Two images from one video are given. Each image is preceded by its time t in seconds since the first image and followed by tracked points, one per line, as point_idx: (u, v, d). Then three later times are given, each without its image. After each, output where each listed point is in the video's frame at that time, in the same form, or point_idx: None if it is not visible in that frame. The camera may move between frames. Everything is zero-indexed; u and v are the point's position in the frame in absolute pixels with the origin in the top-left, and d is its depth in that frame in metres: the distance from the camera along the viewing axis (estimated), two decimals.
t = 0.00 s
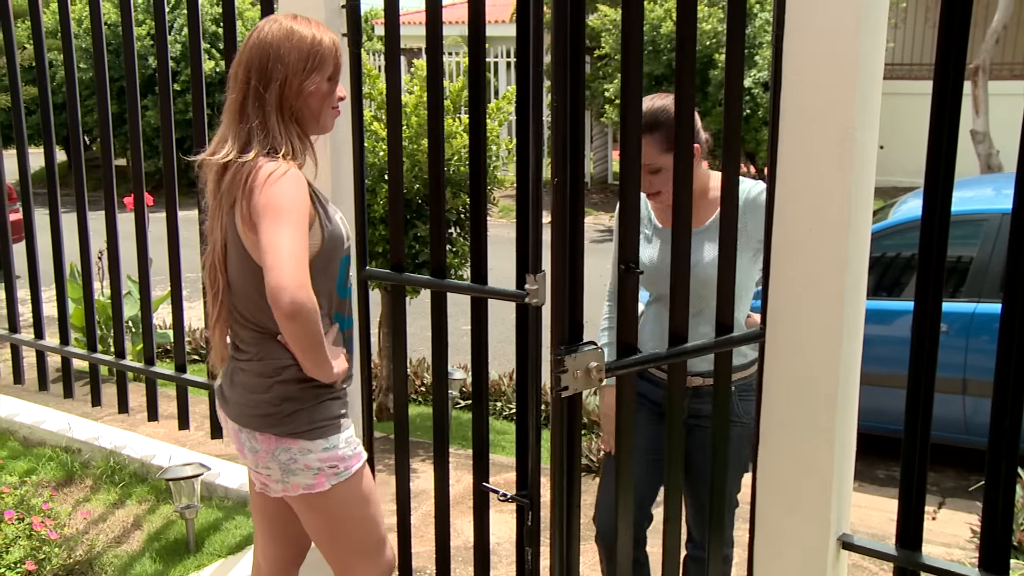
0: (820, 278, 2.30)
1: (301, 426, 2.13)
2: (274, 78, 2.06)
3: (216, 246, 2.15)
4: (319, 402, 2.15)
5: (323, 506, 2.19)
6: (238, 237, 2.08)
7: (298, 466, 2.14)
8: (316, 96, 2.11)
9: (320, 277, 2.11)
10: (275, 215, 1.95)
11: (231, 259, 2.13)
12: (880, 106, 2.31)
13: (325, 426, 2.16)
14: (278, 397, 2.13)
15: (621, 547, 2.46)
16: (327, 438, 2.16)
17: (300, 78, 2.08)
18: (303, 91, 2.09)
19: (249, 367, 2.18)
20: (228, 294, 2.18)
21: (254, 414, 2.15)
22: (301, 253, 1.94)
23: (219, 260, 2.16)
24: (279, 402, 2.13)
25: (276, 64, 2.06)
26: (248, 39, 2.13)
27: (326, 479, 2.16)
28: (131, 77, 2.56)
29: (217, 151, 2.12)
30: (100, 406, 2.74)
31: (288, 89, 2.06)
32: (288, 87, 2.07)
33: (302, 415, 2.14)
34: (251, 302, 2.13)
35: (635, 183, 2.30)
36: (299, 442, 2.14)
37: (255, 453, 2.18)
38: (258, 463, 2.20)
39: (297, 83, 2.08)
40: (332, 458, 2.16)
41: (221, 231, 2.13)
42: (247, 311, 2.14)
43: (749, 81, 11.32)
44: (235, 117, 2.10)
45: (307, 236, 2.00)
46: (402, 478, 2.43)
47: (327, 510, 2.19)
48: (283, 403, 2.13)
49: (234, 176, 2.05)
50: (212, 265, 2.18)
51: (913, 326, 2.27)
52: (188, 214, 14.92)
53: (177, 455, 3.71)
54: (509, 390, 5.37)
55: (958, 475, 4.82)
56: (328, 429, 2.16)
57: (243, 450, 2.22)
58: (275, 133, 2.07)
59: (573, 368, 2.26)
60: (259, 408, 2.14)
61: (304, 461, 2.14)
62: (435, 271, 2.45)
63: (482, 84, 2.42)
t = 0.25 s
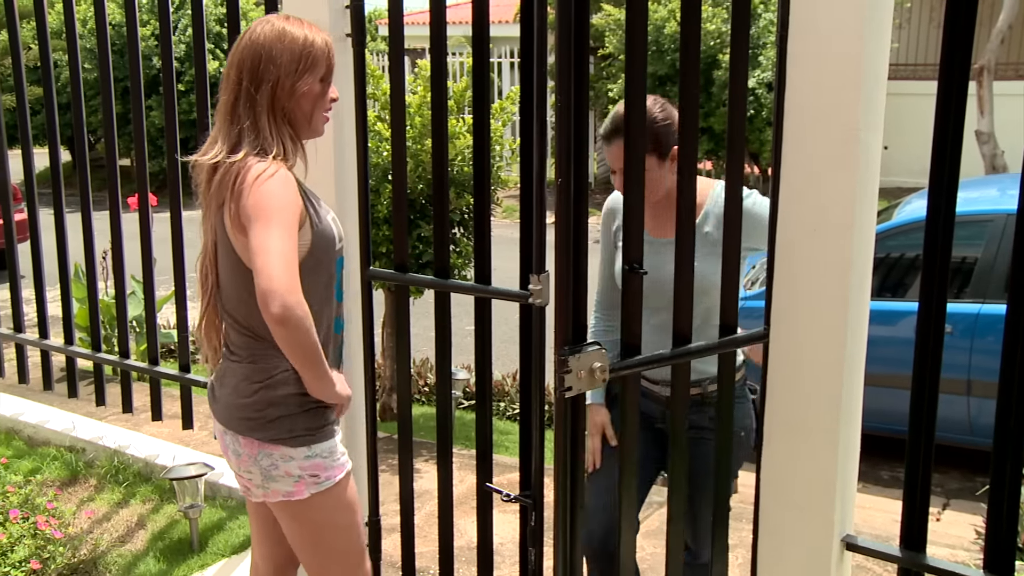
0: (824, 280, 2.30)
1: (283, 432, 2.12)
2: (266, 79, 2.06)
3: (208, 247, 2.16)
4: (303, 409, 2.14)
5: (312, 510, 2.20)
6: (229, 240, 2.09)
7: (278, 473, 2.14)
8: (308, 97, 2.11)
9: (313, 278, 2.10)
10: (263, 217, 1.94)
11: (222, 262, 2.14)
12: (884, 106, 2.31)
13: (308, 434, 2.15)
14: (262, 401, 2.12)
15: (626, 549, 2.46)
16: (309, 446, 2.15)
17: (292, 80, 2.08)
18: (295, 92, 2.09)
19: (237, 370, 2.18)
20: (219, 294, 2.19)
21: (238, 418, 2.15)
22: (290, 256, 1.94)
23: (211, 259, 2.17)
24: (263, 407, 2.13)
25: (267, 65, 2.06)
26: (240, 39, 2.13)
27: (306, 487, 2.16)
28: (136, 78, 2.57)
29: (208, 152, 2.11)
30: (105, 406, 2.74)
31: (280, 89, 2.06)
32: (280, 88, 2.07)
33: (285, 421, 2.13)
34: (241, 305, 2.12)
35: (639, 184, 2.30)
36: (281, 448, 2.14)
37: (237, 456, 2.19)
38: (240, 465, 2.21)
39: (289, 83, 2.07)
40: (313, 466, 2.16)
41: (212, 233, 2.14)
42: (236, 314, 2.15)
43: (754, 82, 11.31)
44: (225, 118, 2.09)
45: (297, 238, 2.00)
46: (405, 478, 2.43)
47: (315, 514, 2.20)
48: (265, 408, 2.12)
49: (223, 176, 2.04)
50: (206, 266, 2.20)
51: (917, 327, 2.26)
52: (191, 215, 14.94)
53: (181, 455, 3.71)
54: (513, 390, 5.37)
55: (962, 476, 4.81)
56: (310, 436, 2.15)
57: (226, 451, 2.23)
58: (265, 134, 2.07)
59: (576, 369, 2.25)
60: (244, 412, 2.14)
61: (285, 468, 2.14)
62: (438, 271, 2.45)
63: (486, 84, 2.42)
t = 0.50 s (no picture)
0: (836, 282, 2.29)
1: (264, 437, 2.13)
2: (257, 78, 2.04)
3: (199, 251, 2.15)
4: (285, 415, 2.14)
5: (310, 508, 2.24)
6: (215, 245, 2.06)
7: (251, 477, 2.15)
8: (299, 97, 2.09)
9: (311, 277, 2.10)
10: (253, 225, 1.90)
11: (211, 266, 2.11)
12: (897, 107, 2.30)
13: (288, 440, 2.14)
14: (244, 405, 2.13)
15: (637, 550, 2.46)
16: (287, 452, 2.15)
17: (284, 80, 2.06)
18: (287, 92, 2.07)
19: (226, 372, 2.19)
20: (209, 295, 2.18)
21: (221, 419, 2.17)
22: (286, 263, 1.90)
23: (201, 260, 2.16)
24: (246, 411, 2.14)
25: (257, 65, 2.03)
26: (227, 42, 2.10)
27: (276, 495, 2.16)
28: (149, 78, 2.58)
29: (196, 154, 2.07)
30: (117, 404, 2.75)
31: (271, 89, 2.04)
32: (271, 88, 2.06)
33: (267, 425, 2.14)
34: (231, 309, 2.12)
35: (651, 185, 2.30)
36: (258, 452, 2.14)
37: (216, 456, 2.21)
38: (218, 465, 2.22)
39: (280, 83, 2.06)
40: (286, 474, 2.15)
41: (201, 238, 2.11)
42: (225, 317, 2.15)
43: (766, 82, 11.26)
44: (214, 119, 2.06)
45: (290, 243, 1.96)
46: (416, 478, 2.43)
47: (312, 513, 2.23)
48: (248, 411, 2.13)
49: (211, 179, 2.00)
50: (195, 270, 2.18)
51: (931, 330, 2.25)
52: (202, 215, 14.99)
53: (193, 454, 3.71)
54: (524, 391, 5.37)
55: (976, 479, 4.78)
56: (287, 443, 2.15)
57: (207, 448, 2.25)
58: (255, 133, 2.04)
59: (588, 370, 2.24)
60: (228, 413, 2.16)
61: (258, 473, 2.14)
62: (450, 271, 2.45)
63: (497, 84, 2.42)
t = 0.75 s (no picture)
0: (866, 288, 2.27)
1: (248, 438, 2.06)
2: (278, 76, 1.97)
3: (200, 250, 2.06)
4: (270, 418, 2.06)
5: (304, 512, 2.16)
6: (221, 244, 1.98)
7: (235, 478, 2.08)
8: (319, 97, 2.02)
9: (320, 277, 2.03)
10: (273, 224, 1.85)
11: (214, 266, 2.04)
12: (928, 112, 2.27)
13: (272, 444, 2.06)
14: (233, 403, 2.08)
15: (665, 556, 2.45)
16: (270, 457, 2.06)
17: (303, 79, 1.99)
18: (307, 92, 2.00)
19: (221, 371, 2.13)
20: (207, 295, 2.10)
21: (211, 416, 2.12)
22: (313, 261, 1.85)
23: (203, 260, 2.07)
24: (234, 410, 2.08)
25: (277, 63, 1.97)
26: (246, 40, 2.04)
27: (258, 499, 2.07)
28: (180, 82, 2.60)
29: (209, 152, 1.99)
30: (146, 406, 2.77)
31: (291, 87, 1.97)
32: (291, 87, 1.99)
33: (252, 427, 2.06)
34: (229, 309, 2.05)
35: (680, 190, 2.29)
36: (242, 453, 2.07)
37: (205, 455, 2.16)
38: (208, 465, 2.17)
39: (301, 82, 1.99)
40: (269, 479, 2.06)
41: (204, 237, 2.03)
42: (221, 316, 2.08)
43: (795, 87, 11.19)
44: (230, 115, 1.99)
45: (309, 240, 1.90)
46: (443, 483, 2.43)
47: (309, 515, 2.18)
48: (233, 410, 2.08)
49: (222, 178, 1.92)
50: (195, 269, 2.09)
51: (962, 337, 2.23)
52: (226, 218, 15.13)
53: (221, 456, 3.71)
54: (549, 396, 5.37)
55: (1008, 490, 4.71)
56: (271, 446, 2.06)
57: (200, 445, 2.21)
58: (274, 132, 1.97)
59: (616, 375, 2.20)
60: (218, 410, 2.11)
61: (242, 474, 2.07)
62: (477, 276, 2.45)
63: (525, 89, 2.42)
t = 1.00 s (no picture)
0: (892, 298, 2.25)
1: (280, 444, 2.07)
2: (317, 81, 1.99)
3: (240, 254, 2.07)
4: (302, 426, 2.06)
5: (332, 521, 2.14)
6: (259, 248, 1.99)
7: (265, 483, 2.09)
8: (359, 101, 2.03)
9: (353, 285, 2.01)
10: (298, 226, 1.84)
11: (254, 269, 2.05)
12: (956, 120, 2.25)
13: (303, 452, 2.06)
14: (265, 409, 2.09)
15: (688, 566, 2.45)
16: (300, 464, 2.06)
17: (342, 82, 2.00)
18: (347, 95, 2.01)
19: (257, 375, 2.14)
20: (247, 299, 2.11)
21: (244, 419, 2.14)
22: (334, 266, 1.83)
23: (242, 265, 2.09)
24: (267, 415, 2.09)
25: (315, 68, 1.98)
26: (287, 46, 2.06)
27: (287, 506, 2.08)
28: (205, 90, 2.62)
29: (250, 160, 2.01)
30: (170, 412, 2.79)
31: (331, 91, 1.99)
32: (331, 91, 2.00)
33: (284, 434, 2.07)
34: (267, 314, 2.05)
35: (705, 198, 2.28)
36: (273, 459, 2.08)
37: (239, 456, 2.18)
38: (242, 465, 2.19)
39: (340, 86, 2.00)
40: (298, 486, 2.06)
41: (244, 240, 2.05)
42: (260, 321, 2.08)
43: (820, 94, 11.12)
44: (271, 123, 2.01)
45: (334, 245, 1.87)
46: (465, 491, 2.44)
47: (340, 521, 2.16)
48: (266, 415, 2.08)
49: (259, 182, 1.93)
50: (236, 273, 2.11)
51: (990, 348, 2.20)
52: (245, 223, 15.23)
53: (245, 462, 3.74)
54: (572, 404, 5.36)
55: None
56: (301, 453, 2.06)
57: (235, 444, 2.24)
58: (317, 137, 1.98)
59: (638, 385, 2.19)
60: (252, 414, 2.12)
61: (271, 479, 2.08)
62: (500, 284, 2.46)
63: (549, 97, 2.42)
